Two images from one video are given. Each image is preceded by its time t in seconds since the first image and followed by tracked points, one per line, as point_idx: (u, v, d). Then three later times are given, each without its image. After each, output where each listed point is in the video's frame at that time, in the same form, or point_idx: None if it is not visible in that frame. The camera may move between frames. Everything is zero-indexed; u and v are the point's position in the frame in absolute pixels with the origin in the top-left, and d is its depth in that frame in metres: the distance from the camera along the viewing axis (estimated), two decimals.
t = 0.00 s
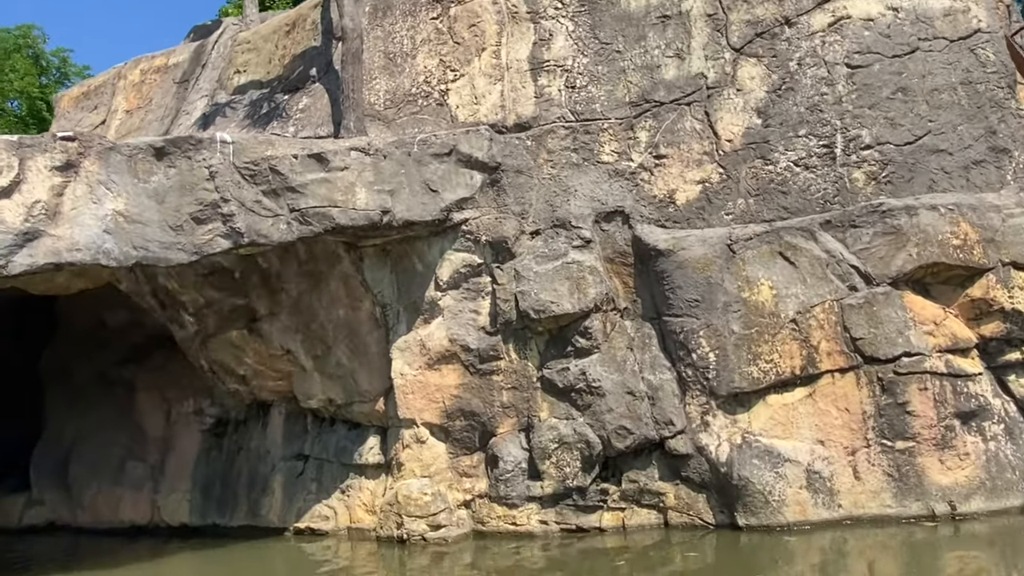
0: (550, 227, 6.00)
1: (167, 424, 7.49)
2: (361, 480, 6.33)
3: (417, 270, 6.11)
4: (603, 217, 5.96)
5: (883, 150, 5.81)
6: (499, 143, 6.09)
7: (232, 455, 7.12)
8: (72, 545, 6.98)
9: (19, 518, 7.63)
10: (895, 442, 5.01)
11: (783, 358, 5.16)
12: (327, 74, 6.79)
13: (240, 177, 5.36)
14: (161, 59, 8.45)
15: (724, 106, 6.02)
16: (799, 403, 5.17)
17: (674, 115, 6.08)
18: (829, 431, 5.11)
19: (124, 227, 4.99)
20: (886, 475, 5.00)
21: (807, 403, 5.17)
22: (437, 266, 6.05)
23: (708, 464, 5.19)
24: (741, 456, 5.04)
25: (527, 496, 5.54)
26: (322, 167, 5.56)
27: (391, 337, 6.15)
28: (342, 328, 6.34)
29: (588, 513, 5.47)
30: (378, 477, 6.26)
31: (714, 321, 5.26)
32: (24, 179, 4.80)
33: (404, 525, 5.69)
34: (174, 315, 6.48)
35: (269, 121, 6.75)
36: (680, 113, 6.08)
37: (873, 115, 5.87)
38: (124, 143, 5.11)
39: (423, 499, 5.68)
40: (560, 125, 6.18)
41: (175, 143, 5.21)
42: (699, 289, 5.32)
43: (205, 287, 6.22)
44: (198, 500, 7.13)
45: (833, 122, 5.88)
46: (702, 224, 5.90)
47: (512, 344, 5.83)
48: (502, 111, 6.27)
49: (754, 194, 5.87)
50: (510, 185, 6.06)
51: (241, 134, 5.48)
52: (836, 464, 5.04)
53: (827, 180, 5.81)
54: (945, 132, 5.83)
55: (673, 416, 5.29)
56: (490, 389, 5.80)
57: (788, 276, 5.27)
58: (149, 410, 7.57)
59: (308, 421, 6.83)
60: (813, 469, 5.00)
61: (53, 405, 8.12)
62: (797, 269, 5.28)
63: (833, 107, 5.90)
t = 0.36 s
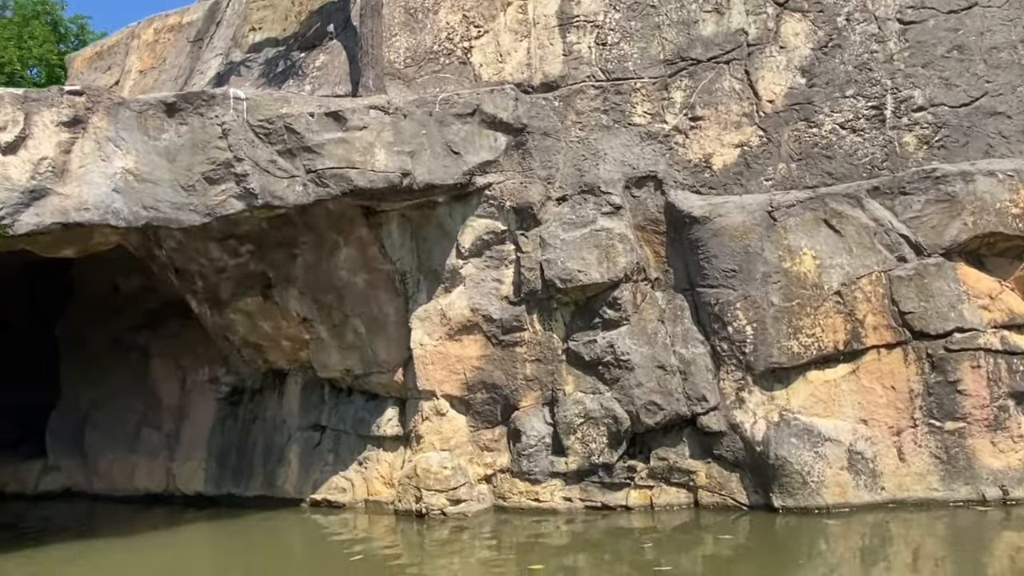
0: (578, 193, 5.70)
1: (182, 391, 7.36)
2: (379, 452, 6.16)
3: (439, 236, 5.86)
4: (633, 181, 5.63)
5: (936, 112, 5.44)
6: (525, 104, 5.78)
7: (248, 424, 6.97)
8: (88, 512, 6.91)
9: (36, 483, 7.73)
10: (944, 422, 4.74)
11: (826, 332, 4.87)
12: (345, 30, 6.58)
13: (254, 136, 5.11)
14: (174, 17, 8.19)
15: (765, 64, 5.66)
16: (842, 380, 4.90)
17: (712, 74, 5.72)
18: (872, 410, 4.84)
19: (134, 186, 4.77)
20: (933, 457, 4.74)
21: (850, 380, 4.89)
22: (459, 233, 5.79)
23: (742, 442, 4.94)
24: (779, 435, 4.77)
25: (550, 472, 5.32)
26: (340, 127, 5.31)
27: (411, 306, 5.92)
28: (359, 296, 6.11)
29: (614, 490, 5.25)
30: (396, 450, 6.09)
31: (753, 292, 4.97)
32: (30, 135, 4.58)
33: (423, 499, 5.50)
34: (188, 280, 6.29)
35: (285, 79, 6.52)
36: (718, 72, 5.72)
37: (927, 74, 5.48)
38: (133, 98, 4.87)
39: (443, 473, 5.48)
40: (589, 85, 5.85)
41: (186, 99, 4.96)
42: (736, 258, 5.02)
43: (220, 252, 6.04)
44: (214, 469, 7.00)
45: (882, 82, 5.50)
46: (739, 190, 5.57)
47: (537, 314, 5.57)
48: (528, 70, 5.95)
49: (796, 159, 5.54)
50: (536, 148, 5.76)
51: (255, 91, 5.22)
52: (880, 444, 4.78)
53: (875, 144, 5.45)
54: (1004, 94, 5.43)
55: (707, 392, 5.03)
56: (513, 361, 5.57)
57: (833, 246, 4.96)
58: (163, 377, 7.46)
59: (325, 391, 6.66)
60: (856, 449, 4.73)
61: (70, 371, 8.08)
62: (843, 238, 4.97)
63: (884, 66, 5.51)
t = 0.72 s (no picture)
0: (615, 156, 5.37)
1: (204, 360, 7.22)
2: (403, 426, 5.96)
3: (467, 202, 5.58)
4: (676, 144, 5.30)
5: (1009, 69, 5.00)
6: (559, 61, 5.44)
7: (270, 395, 6.81)
8: (111, 481, 6.84)
9: (60, 451, 7.74)
10: (1011, 404, 4.44)
11: (885, 306, 4.55)
12: None
13: (275, 93, 4.85)
14: None
15: (820, 17, 5.24)
16: (901, 357, 4.58)
17: (762, 29, 5.33)
18: (933, 390, 4.54)
19: (149, 144, 4.53)
20: (999, 441, 4.43)
21: (909, 357, 4.58)
22: (489, 198, 5.50)
23: (789, 422, 4.65)
24: (831, 415, 4.48)
25: (583, 450, 5.07)
26: (365, 84, 5.03)
27: (438, 275, 5.66)
28: (384, 264, 5.87)
29: (650, 470, 4.99)
30: (422, 423, 5.88)
31: (805, 262, 4.65)
32: (42, 89, 4.36)
33: (449, 475, 5.29)
34: (208, 247, 6.10)
35: (308, 37, 6.22)
36: (769, 26, 5.32)
37: (1000, 28, 5.02)
38: (148, 52, 4.62)
39: (470, 449, 5.26)
40: (629, 41, 5.46)
41: (204, 53, 4.70)
42: (787, 226, 4.68)
43: (242, 216, 5.84)
44: (236, 440, 6.87)
45: (950, 36, 5.05)
46: (790, 153, 5.22)
47: (570, 285, 5.28)
48: (563, 26, 5.58)
49: (852, 119, 5.17)
50: (570, 109, 5.43)
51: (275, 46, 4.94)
52: (941, 426, 4.47)
53: (940, 104, 5.04)
54: None
55: (753, 367, 4.73)
56: (544, 333, 5.29)
57: (894, 213, 4.62)
58: (185, 346, 7.32)
59: (349, 362, 6.46)
60: (915, 431, 4.42)
61: (93, 339, 8.00)
62: (905, 205, 4.62)
63: (951, 18, 5.06)
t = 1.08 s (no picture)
0: (663, 118, 5.01)
1: (231, 334, 7.04)
2: (436, 403, 5.74)
3: (504, 167, 5.25)
4: (730, 104, 4.94)
5: None
6: (604, 16, 5.05)
7: (299, 369, 6.63)
8: (139, 455, 6.72)
9: (89, 424, 7.69)
10: None
11: (964, 278, 4.36)
12: None
13: (303, 49, 4.57)
14: None
15: None
16: (980, 333, 4.40)
17: None
18: (1012, 369, 4.37)
19: (172, 103, 4.29)
20: None
21: (989, 334, 4.40)
22: (527, 163, 5.18)
23: (855, 403, 4.39)
24: (902, 396, 4.23)
25: (627, 431, 4.77)
26: (397, 40, 4.72)
27: (472, 246, 5.37)
28: (416, 234, 5.60)
29: (698, 453, 4.68)
30: (455, 400, 5.66)
31: (874, 231, 4.41)
32: (60, 44, 4.11)
33: (484, 454, 5.00)
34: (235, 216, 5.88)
35: None
36: None
37: None
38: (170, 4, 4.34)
39: (507, 428, 4.97)
40: None
41: (228, 6, 4.40)
42: (855, 191, 4.43)
43: (269, 184, 5.60)
44: (264, 415, 6.70)
45: None
46: (855, 114, 4.83)
47: (614, 256, 4.95)
48: None
49: (925, 77, 4.75)
50: (615, 67, 5.06)
51: None
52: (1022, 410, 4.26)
53: None
54: None
55: (814, 344, 4.45)
56: (586, 307, 4.98)
57: (975, 175, 4.40)
58: (212, 319, 7.14)
59: (379, 336, 6.23)
60: (994, 415, 4.22)
61: (120, 311, 7.89)
62: (986, 166, 4.40)
63: None
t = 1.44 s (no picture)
0: (708, 96, 4.74)
1: (261, 321, 6.97)
2: (468, 392, 5.56)
3: (540, 149, 5.03)
4: (780, 81, 4.68)
5: None
6: None
7: (328, 357, 6.50)
8: (169, 442, 6.68)
9: (120, 410, 7.70)
10: None
11: None
12: None
13: (332, 26, 4.38)
14: None
15: None
16: None
17: None
18: None
19: (198, 82, 4.14)
20: None
21: None
22: (564, 144, 4.94)
23: (916, 397, 4.19)
24: (969, 392, 4.02)
25: (669, 425, 4.56)
26: (429, 16, 4.50)
27: (505, 231, 5.16)
28: (448, 219, 5.41)
29: (745, 448, 4.48)
30: (487, 390, 5.47)
31: (939, 214, 4.19)
32: (83, 22, 3.96)
33: (519, 447, 4.82)
34: (264, 201, 5.75)
35: None
36: None
37: None
38: None
39: (543, 420, 4.76)
40: None
41: None
42: (917, 171, 4.21)
43: (298, 167, 5.46)
44: (293, 403, 6.61)
45: None
46: (916, 90, 4.53)
47: (655, 241, 4.71)
48: None
49: (993, 49, 4.45)
50: (658, 42, 4.80)
51: None
52: None
53: None
54: None
55: (873, 336, 4.23)
56: (626, 295, 4.75)
57: None
58: (242, 306, 7.07)
59: (409, 324, 6.08)
60: None
61: (149, 297, 7.86)
62: None
63: None
